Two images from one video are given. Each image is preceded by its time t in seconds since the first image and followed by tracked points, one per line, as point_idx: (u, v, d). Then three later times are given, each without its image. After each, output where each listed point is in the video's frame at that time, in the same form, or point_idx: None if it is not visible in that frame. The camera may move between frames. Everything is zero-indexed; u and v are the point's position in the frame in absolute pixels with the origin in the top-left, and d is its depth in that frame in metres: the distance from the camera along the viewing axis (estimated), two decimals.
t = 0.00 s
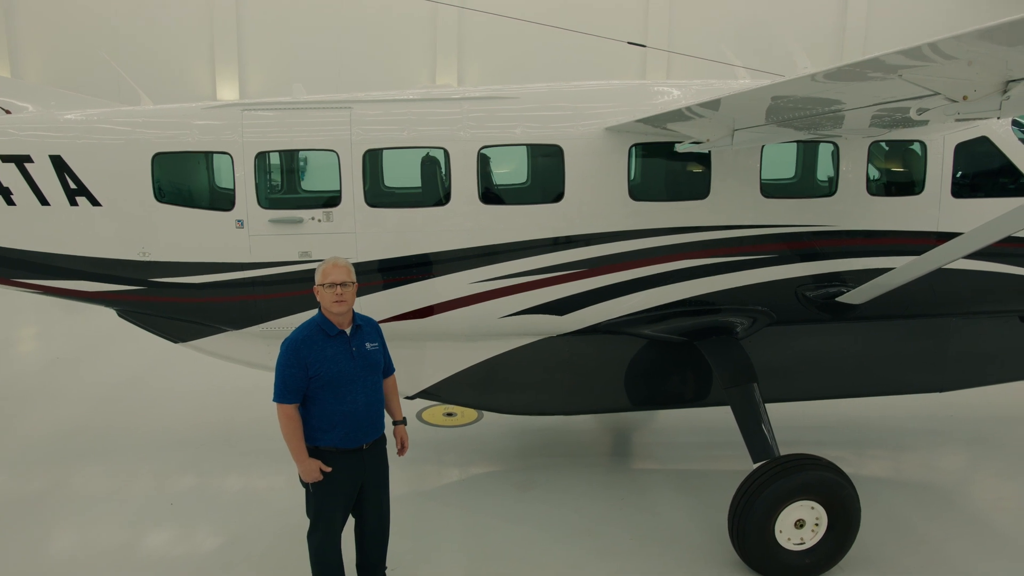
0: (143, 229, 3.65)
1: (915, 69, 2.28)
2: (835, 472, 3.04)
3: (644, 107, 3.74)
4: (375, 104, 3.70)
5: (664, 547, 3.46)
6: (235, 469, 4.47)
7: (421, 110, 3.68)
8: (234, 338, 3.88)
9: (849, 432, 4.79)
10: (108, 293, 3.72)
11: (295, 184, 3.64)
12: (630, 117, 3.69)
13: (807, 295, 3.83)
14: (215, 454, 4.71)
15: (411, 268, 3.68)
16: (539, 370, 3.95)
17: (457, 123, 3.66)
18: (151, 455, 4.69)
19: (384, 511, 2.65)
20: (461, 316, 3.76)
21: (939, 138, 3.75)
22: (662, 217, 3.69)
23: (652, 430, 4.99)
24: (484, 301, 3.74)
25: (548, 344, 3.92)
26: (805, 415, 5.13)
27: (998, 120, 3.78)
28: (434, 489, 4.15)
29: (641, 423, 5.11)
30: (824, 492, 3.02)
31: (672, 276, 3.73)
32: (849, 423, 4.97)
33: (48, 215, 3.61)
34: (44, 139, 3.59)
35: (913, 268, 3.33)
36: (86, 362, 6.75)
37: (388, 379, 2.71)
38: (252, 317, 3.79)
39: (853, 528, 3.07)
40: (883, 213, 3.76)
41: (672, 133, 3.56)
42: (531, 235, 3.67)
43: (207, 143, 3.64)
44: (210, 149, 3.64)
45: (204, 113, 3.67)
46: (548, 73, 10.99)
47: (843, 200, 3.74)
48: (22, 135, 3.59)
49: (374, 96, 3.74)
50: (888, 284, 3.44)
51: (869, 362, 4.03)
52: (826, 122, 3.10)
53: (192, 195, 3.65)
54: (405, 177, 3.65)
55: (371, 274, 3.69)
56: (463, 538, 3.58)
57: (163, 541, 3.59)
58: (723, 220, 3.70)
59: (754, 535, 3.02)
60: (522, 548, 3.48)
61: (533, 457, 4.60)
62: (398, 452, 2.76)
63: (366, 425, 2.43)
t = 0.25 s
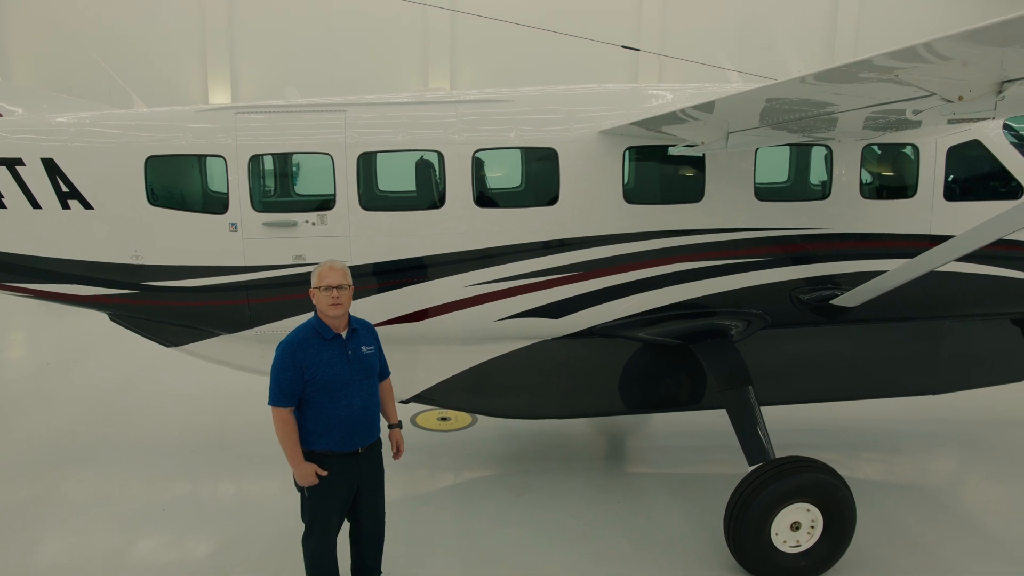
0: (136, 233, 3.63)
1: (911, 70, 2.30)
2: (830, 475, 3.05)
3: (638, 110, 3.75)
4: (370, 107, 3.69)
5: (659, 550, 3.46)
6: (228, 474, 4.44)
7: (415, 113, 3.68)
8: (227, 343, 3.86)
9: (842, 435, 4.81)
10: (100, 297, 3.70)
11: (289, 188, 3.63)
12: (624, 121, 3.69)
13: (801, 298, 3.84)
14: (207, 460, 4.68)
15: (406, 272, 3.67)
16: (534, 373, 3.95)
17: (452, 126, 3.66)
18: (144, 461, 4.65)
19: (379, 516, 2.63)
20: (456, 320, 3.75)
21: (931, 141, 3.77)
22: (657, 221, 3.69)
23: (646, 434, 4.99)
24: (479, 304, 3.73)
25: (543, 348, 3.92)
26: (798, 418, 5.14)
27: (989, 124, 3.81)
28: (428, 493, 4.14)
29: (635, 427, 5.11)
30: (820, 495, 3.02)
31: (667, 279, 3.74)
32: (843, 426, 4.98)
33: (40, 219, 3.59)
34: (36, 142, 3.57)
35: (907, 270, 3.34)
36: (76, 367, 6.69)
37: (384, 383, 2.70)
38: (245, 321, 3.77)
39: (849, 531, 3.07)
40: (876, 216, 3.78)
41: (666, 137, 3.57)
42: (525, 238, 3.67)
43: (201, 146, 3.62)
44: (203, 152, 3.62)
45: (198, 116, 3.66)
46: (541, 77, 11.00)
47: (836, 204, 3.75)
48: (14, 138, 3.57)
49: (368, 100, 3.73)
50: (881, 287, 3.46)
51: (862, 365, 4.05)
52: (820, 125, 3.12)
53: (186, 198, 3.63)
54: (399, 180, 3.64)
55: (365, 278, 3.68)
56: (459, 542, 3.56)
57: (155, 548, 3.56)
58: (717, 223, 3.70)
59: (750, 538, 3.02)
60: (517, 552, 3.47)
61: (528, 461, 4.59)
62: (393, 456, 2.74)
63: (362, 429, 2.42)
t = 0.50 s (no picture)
0: (129, 237, 3.61)
1: (907, 71, 2.30)
2: (826, 477, 3.05)
3: (633, 114, 3.76)
4: (364, 111, 3.69)
5: (655, 554, 3.45)
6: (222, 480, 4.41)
7: (410, 117, 3.68)
8: (220, 347, 3.83)
9: (837, 439, 4.81)
10: (93, 302, 3.67)
11: (283, 191, 3.62)
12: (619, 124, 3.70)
13: (795, 301, 3.84)
14: (201, 465, 4.65)
15: (401, 275, 3.67)
16: (529, 377, 3.94)
17: (447, 130, 3.66)
18: (136, 467, 4.62)
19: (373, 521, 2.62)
20: (451, 324, 3.74)
21: (924, 145, 3.79)
22: (652, 224, 3.70)
23: (642, 438, 4.98)
24: (474, 308, 3.72)
25: (538, 351, 3.91)
26: (793, 422, 5.15)
27: (981, 128, 3.84)
28: (423, 498, 4.12)
29: (630, 431, 5.10)
30: (816, 498, 3.02)
31: (661, 283, 3.74)
32: (837, 429, 4.99)
33: (32, 223, 3.56)
34: (29, 146, 3.55)
35: (901, 273, 3.35)
36: (68, 372, 6.64)
37: (379, 387, 2.68)
38: (240, 325, 3.75)
39: (845, 533, 3.07)
40: (869, 220, 3.80)
41: (661, 140, 3.57)
42: (521, 242, 3.67)
43: (195, 150, 3.61)
44: (197, 156, 3.61)
45: (192, 120, 3.65)
46: (535, 82, 11.02)
47: (830, 207, 3.77)
48: (7, 142, 3.55)
49: (363, 103, 3.73)
50: (875, 290, 3.47)
51: (856, 368, 4.06)
52: (815, 128, 3.13)
53: (179, 202, 3.61)
54: (394, 184, 3.64)
55: (360, 281, 3.67)
56: (454, 547, 3.54)
57: (147, 555, 3.53)
58: (712, 226, 3.71)
59: (746, 541, 3.01)
60: (512, 557, 3.45)
61: (523, 465, 4.58)
62: (388, 461, 2.73)
63: (357, 434, 2.41)
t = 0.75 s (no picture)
0: (121, 241, 3.59)
1: (903, 72, 2.32)
2: (821, 480, 3.05)
3: (627, 118, 3.77)
4: (359, 114, 3.68)
5: (650, 558, 3.44)
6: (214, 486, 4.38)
7: (405, 120, 3.68)
8: (213, 352, 3.81)
9: (830, 443, 4.82)
10: (85, 306, 3.65)
11: (277, 195, 3.61)
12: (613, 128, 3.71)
13: (789, 305, 3.86)
14: (193, 471, 4.62)
15: (395, 279, 3.66)
16: (524, 382, 3.93)
17: (442, 133, 3.65)
18: (128, 473, 4.58)
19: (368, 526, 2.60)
20: (446, 328, 3.73)
21: (916, 149, 3.82)
22: (646, 228, 3.70)
23: (636, 442, 4.98)
24: (468, 312, 3.71)
25: (533, 355, 3.90)
26: (787, 426, 5.16)
27: (972, 132, 3.87)
28: (417, 503, 4.10)
29: (625, 435, 5.10)
30: (811, 501, 3.02)
31: (656, 286, 3.74)
32: (831, 433, 5.00)
33: (23, 227, 3.54)
34: (20, 149, 3.53)
35: (893, 277, 3.36)
36: (58, 378, 6.59)
37: (374, 395, 2.67)
38: (233, 330, 3.73)
39: (840, 536, 3.07)
40: (862, 223, 3.81)
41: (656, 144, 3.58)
42: (515, 245, 3.66)
43: (188, 153, 3.60)
44: (190, 159, 3.60)
45: (186, 123, 3.64)
46: (528, 86, 11.04)
47: (823, 211, 3.79)
48: None
49: (357, 106, 3.72)
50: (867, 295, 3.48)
51: (850, 371, 4.07)
52: (809, 131, 3.14)
53: (171, 206, 3.59)
54: (389, 187, 3.63)
55: (354, 285, 3.66)
56: (448, 552, 3.53)
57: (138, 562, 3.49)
58: (706, 230, 3.72)
59: (742, 544, 3.01)
60: (507, 561, 3.44)
61: (517, 470, 4.57)
62: (383, 470, 2.72)
63: (349, 442, 2.39)
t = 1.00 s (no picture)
0: (115, 245, 3.57)
1: (899, 74, 2.33)
2: (818, 483, 3.05)
3: (623, 122, 3.78)
4: (354, 118, 3.68)
5: (646, 563, 3.44)
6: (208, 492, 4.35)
7: (400, 124, 3.68)
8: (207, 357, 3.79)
9: (825, 446, 4.83)
10: (79, 310, 3.62)
11: (272, 199, 3.60)
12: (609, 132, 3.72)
13: (784, 308, 3.86)
14: (187, 477, 4.59)
15: (390, 283, 3.65)
16: (520, 386, 3.93)
17: (437, 137, 3.66)
18: (121, 479, 4.55)
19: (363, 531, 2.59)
20: (441, 332, 3.73)
21: (910, 153, 3.84)
22: (642, 232, 3.71)
23: (632, 447, 4.98)
24: (464, 316, 3.71)
25: (528, 359, 3.90)
26: (782, 430, 5.16)
27: (964, 136, 3.89)
28: (412, 508, 4.08)
29: (620, 439, 5.10)
30: (807, 504, 3.02)
31: (651, 290, 3.75)
32: (826, 437, 5.00)
33: (16, 230, 3.52)
34: (14, 153, 3.52)
35: (886, 280, 3.38)
36: (50, 383, 6.54)
37: (376, 403, 2.66)
38: (228, 334, 3.71)
39: (837, 539, 3.07)
40: (856, 227, 3.83)
41: (651, 148, 3.59)
42: (511, 249, 3.66)
43: (183, 157, 3.59)
44: (185, 163, 3.58)
45: (180, 126, 3.63)
46: (522, 91, 11.06)
47: (818, 215, 3.80)
48: None
49: (353, 110, 3.72)
50: (861, 298, 3.50)
51: (844, 375, 4.08)
52: (804, 134, 3.15)
53: (165, 210, 3.58)
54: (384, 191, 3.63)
55: (349, 289, 3.65)
56: (444, 557, 3.51)
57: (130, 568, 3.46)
58: (702, 234, 3.73)
59: (738, 547, 3.01)
60: (503, 566, 3.42)
61: (512, 474, 4.56)
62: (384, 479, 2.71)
63: (347, 450, 2.37)
